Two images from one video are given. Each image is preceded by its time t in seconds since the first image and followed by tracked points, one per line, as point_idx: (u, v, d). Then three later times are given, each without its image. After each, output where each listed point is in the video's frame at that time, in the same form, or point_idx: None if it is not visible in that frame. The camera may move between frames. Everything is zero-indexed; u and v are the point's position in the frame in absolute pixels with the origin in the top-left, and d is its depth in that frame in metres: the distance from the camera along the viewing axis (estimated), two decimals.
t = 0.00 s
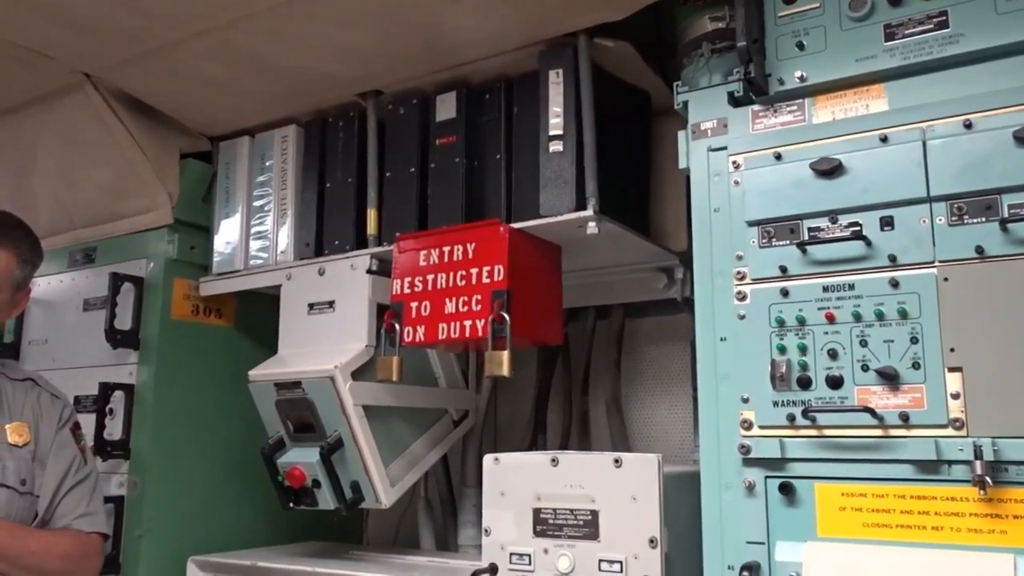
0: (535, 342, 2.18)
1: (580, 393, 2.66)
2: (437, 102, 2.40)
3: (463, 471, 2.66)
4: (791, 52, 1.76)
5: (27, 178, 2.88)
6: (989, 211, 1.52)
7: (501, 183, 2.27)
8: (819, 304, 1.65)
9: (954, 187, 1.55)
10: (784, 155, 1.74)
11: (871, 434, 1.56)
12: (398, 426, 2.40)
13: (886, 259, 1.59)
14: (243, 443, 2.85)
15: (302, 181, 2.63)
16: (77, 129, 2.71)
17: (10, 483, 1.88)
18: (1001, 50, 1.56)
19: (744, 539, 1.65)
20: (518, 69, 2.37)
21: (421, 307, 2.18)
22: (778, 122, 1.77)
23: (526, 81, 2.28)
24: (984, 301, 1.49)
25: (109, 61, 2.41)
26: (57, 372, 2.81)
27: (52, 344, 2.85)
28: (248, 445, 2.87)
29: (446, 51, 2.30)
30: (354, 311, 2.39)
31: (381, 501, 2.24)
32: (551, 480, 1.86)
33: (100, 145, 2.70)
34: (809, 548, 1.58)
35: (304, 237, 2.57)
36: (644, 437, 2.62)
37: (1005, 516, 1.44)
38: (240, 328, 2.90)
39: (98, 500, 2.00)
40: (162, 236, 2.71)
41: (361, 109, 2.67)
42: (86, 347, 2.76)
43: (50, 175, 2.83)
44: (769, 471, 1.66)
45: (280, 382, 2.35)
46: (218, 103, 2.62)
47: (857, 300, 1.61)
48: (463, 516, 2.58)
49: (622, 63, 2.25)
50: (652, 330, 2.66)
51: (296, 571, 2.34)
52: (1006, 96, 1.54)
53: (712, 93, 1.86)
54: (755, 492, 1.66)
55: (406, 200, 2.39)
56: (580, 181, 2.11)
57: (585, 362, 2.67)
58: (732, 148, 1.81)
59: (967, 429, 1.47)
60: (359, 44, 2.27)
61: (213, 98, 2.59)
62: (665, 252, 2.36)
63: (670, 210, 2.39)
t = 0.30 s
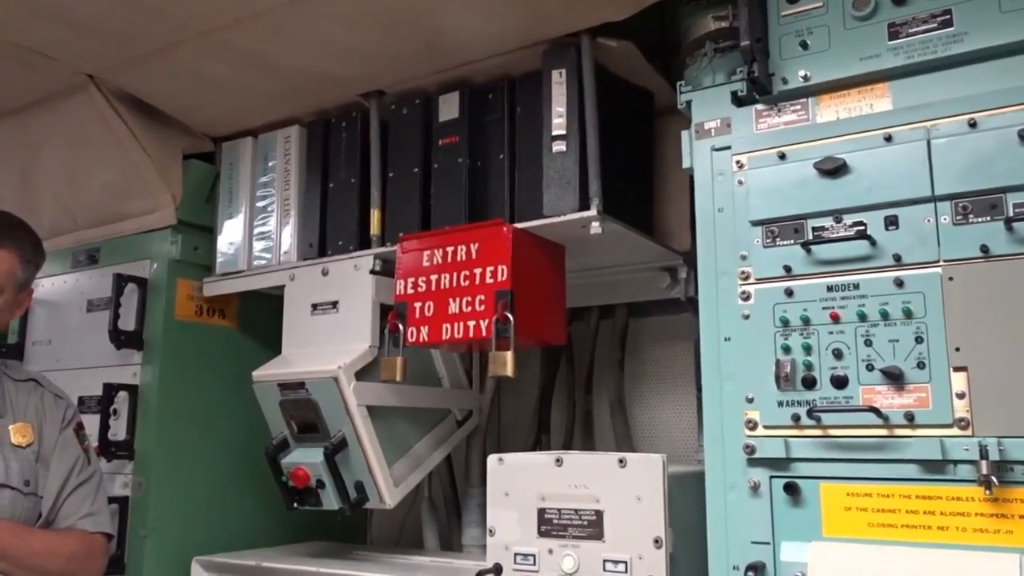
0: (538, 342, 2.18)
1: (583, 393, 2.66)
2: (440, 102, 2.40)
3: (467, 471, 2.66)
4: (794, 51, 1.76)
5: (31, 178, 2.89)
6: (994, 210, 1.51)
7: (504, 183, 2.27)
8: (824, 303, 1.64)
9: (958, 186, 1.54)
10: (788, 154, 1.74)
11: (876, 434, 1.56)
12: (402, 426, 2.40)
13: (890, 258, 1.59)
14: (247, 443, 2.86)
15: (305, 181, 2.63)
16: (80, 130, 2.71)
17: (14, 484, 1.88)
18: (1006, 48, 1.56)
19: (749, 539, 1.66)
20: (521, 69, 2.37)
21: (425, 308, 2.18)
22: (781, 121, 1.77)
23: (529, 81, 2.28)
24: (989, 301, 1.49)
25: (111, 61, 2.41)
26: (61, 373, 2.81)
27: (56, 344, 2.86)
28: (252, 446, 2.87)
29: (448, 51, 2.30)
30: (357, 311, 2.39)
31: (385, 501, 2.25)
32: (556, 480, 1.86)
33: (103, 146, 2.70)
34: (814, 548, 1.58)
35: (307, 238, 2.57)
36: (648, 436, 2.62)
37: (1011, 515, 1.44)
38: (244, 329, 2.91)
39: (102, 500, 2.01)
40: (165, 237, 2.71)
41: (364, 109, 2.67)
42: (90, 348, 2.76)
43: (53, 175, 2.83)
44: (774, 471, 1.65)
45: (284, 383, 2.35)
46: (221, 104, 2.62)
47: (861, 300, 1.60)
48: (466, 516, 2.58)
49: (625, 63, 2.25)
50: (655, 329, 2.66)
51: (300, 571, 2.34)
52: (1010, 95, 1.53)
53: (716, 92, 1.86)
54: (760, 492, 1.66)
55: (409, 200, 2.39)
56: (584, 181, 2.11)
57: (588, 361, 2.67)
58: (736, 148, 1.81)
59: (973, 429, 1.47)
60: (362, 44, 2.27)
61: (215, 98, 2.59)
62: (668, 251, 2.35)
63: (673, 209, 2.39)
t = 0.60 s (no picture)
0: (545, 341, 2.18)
1: (589, 393, 2.65)
2: (445, 102, 2.40)
3: (474, 470, 2.66)
4: (801, 49, 1.75)
5: (37, 179, 2.89)
6: (1003, 207, 1.51)
7: (510, 183, 2.26)
8: (832, 301, 1.64)
9: (967, 183, 1.54)
10: (795, 152, 1.74)
11: (885, 432, 1.55)
12: (409, 425, 2.40)
13: (899, 255, 1.59)
14: (254, 443, 2.86)
15: (311, 181, 2.63)
16: (86, 131, 2.72)
17: (23, 483, 1.87)
18: (1015, 44, 1.55)
19: (758, 538, 1.65)
20: (527, 68, 2.37)
21: (431, 307, 2.18)
22: (788, 119, 1.77)
23: (535, 79, 2.28)
24: (999, 298, 1.49)
25: (117, 62, 2.41)
26: (68, 373, 2.81)
27: (63, 345, 2.86)
28: (259, 446, 2.87)
29: (454, 51, 2.29)
30: (364, 310, 2.39)
31: (392, 500, 2.25)
32: (563, 479, 1.86)
33: (109, 146, 2.71)
34: (822, 547, 1.57)
35: (313, 238, 2.57)
36: (655, 435, 2.62)
37: (1022, 514, 1.43)
38: (250, 328, 2.91)
39: (110, 500, 2.01)
40: (171, 237, 2.71)
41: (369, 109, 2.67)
42: (96, 348, 2.77)
43: (59, 176, 2.83)
44: (782, 469, 1.65)
45: (291, 382, 2.35)
46: (226, 104, 2.62)
47: (870, 298, 1.60)
48: (473, 515, 2.58)
49: (630, 61, 2.24)
50: (661, 328, 2.66)
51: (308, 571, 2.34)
52: (1019, 91, 1.52)
53: (722, 90, 1.85)
54: (768, 491, 1.66)
55: (415, 199, 2.39)
56: (590, 180, 2.10)
57: (594, 360, 2.67)
58: (743, 146, 1.81)
59: (983, 427, 1.47)
60: (367, 44, 2.27)
61: (221, 99, 2.59)
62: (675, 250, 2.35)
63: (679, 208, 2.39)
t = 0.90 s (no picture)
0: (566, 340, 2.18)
1: (611, 392, 2.64)
2: (465, 101, 2.40)
3: (495, 469, 2.66)
4: (825, 45, 1.74)
5: (61, 182, 2.92)
6: None
7: (530, 182, 2.26)
8: (858, 299, 1.63)
9: (995, 180, 1.52)
10: (819, 150, 1.73)
11: (913, 431, 1.54)
12: (431, 425, 2.41)
13: (926, 253, 1.57)
14: (276, 443, 2.87)
15: (332, 182, 2.64)
16: (109, 133, 2.74)
17: (50, 483, 1.90)
18: None
19: (783, 538, 1.64)
20: (546, 68, 2.37)
21: (453, 307, 2.18)
22: (812, 116, 1.76)
23: (555, 78, 2.28)
24: None
25: (140, 65, 2.43)
26: (93, 374, 2.84)
27: (87, 346, 2.89)
28: (281, 445, 2.89)
29: (473, 51, 2.30)
30: (385, 311, 2.39)
31: (415, 500, 2.25)
32: (587, 479, 1.86)
33: (132, 148, 2.73)
34: (850, 547, 1.57)
35: (334, 238, 2.58)
36: (676, 434, 2.62)
37: None
38: (272, 329, 2.92)
39: (137, 500, 2.03)
40: (194, 238, 2.73)
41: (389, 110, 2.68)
42: (120, 349, 2.79)
43: (83, 179, 2.86)
44: (809, 469, 1.64)
45: (313, 382, 2.36)
46: (247, 106, 2.64)
47: (897, 296, 1.59)
48: (495, 515, 2.58)
49: (651, 60, 2.24)
50: (683, 328, 2.66)
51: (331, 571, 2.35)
52: None
53: (744, 88, 1.84)
54: (795, 490, 1.65)
55: (436, 200, 2.39)
56: (612, 179, 2.10)
57: (615, 359, 2.66)
58: (766, 143, 1.80)
59: (1012, 426, 1.45)
60: (387, 45, 2.28)
61: (242, 100, 2.61)
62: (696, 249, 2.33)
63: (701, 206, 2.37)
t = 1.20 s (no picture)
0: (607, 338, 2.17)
1: (652, 389, 2.64)
2: (505, 99, 2.40)
3: (536, 466, 2.67)
4: (871, 36, 1.72)
5: (108, 184, 2.98)
6: None
7: (571, 179, 2.25)
8: (908, 294, 1.60)
9: None
10: (866, 142, 1.70)
11: (966, 428, 1.51)
12: (473, 422, 2.42)
13: (978, 246, 1.54)
14: (320, 439, 2.90)
15: (373, 180, 2.66)
16: (155, 135, 2.79)
17: (103, 479, 1.94)
18: None
19: (832, 536, 1.62)
20: (586, 64, 2.36)
21: (494, 304, 2.18)
22: (859, 108, 1.73)
23: (595, 74, 2.27)
24: None
25: (184, 68, 2.48)
26: (141, 371, 2.90)
27: (135, 344, 2.95)
28: (324, 441, 2.92)
29: (513, 48, 2.30)
30: (427, 308, 2.41)
31: (457, 497, 2.27)
32: (630, 476, 1.85)
33: (178, 150, 2.78)
34: (901, 546, 1.54)
35: (375, 237, 2.59)
36: (719, 432, 2.60)
37: None
38: (315, 326, 2.96)
39: (185, 494, 2.08)
40: (238, 237, 2.77)
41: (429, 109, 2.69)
42: (167, 347, 2.84)
43: (130, 180, 2.92)
44: (858, 466, 1.62)
45: (356, 379, 2.38)
46: (289, 107, 2.67)
47: (948, 290, 1.56)
48: (537, 512, 2.59)
49: (692, 55, 2.22)
50: (725, 325, 2.64)
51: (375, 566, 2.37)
52: None
53: (789, 81, 1.82)
54: (843, 488, 1.63)
55: (476, 197, 2.40)
56: (653, 175, 2.09)
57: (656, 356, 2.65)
58: (811, 137, 1.77)
59: None
60: (427, 43, 2.29)
61: (283, 101, 2.64)
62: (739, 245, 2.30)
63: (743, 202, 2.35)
